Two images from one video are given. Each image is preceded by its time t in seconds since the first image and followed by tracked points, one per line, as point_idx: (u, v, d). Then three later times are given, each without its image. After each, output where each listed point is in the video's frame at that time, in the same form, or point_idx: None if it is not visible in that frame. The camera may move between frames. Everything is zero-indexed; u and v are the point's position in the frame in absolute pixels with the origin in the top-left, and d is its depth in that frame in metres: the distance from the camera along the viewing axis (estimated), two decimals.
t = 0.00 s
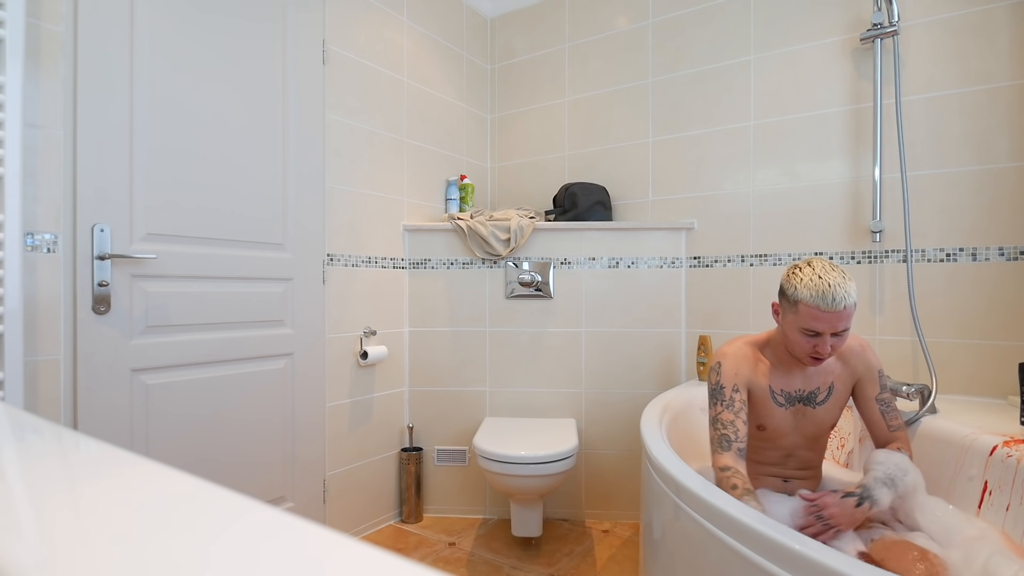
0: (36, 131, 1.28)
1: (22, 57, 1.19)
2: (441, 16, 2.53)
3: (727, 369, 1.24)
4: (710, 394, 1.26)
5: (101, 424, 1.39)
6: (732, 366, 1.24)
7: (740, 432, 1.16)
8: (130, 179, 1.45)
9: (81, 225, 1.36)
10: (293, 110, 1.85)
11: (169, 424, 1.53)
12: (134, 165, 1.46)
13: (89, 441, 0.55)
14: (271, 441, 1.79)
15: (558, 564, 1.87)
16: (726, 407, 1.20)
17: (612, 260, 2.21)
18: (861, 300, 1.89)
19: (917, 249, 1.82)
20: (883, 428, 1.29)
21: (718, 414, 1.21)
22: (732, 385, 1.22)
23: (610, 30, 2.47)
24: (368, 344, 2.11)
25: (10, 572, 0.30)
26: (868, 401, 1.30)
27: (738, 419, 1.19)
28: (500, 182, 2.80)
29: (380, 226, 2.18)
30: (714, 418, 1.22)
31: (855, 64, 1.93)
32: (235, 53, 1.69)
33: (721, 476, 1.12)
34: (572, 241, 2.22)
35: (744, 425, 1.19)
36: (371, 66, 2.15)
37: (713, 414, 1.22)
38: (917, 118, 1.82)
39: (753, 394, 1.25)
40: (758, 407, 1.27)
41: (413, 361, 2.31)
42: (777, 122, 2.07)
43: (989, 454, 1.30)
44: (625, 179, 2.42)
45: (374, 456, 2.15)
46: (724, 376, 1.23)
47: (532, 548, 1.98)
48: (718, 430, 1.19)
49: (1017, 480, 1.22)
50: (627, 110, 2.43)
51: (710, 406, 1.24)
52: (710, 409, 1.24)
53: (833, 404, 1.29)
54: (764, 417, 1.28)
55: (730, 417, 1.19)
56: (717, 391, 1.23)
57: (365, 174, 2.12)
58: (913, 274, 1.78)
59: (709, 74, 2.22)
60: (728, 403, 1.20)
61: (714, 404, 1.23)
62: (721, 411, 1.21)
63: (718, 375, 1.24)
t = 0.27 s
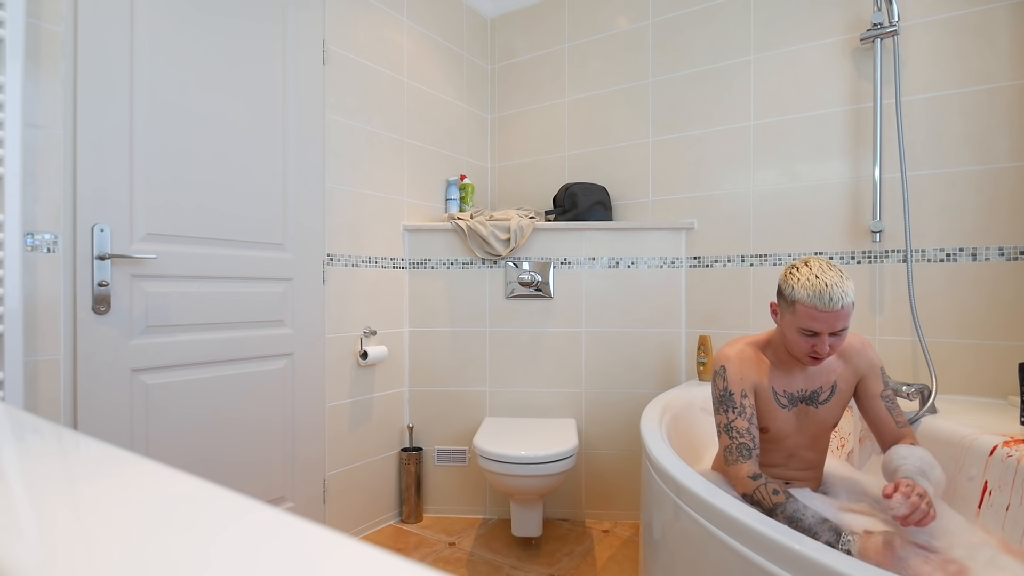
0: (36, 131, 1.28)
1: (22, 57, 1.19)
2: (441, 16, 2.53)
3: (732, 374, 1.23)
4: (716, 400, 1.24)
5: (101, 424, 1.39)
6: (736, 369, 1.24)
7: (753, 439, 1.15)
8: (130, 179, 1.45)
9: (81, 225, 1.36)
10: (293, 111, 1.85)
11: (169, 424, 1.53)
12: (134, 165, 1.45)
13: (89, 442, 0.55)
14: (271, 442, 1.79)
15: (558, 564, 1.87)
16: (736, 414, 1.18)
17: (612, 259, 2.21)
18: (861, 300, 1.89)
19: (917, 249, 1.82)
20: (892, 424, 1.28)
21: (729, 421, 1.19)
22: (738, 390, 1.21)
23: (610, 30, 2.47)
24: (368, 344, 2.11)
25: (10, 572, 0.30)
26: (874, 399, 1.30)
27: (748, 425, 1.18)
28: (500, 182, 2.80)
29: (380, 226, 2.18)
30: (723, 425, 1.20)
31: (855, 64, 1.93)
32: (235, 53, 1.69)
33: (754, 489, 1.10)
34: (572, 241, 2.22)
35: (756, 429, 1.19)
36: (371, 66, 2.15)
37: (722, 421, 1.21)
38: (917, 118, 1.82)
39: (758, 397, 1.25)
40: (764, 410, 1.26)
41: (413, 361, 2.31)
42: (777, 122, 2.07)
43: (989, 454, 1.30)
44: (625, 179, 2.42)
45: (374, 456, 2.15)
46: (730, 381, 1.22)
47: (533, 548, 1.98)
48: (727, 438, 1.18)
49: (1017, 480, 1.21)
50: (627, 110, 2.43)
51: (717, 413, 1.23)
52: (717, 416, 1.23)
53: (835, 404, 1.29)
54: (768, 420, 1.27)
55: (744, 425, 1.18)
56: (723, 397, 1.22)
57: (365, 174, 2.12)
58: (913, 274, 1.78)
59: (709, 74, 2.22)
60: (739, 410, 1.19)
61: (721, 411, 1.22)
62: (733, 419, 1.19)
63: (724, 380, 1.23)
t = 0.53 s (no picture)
0: (36, 131, 1.28)
1: (22, 57, 1.19)
2: (441, 16, 2.53)
3: (740, 371, 1.22)
4: (721, 396, 1.23)
5: (100, 424, 1.39)
6: (744, 368, 1.23)
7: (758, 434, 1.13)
8: (130, 179, 1.45)
9: (81, 225, 1.36)
10: (293, 111, 1.85)
11: (170, 424, 1.53)
12: (134, 165, 1.45)
13: (89, 442, 0.55)
14: (271, 441, 1.79)
15: (558, 564, 1.87)
16: (741, 409, 1.17)
17: (612, 260, 2.21)
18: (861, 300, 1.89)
19: (917, 249, 1.82)
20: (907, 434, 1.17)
21: (733, 416, 1.17)
22: (745, 388, 1.20)
23: (610, 30, 2.47)
24: (368, 344, 2.11)
25: (10, 572, 0.30)
26: (886, 406, 1.23)
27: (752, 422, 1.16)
28: (500, 182, 2.80)
29: (380, 226, 2.18)
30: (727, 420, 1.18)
31: (855, 64, 1.93)
32: (235, 53, 1.69)
33: (757, 485, 1.05)
34: (572, 241, 2.22)
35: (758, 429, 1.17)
36: (371, 66, 2.15)
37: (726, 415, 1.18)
38: (917, 118, 1.82)
39: (762, 398, 1.25)
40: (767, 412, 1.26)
41: (413, 361, 2.31)
42: (777, 122, 2.07)
43: (989, 454, 1.30)
44: (625, 179, 2.42)
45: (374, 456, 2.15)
46: (736, 378, 1.21)
47: (532, 548, 1.98)
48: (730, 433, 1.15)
49: (1017, 481, 1.22)
50: (627, 110, 2.43)
51: (721, 408, 1.21)
52: (721, 411, 1.21)
53: (840, 411, 1.28)
54: (771, 422, 1.28)
55: (748, 421, 1.16)
56: (730, 392, 1.21)
57: (365, 174, 2.12)
58: (914, 274, 1.78)
59: (709, 74, 2.22)
60: (743, 406, 1.18)
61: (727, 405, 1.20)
62: (737, 414, 1.17)
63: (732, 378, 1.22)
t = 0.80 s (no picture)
0: (35, 131, 1.28)
1: (22, 57, 1.19)
2: (441, 16, 2.53)
3: (755, 376, 1.21)
4: (732, 397, 1.21)
5: (100, 424, 1.39)
6: (757, 374, 1.22)
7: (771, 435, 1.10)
8: (130, 179, 1.45)
9: (81, 225, 1.36)
10: (292, 110, 1.85)
11: (170, 424, 1.53)
12: (134, 164, 1.45)
13: (88, 442, 0.55)
14: (271, 441, 1.79)
15: (558, 564, 1.87)
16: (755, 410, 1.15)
17: (612, 260, 2.21)
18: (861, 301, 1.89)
19: (917, 249, 1.82)
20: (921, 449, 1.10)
21: (746, 417, 1.15)
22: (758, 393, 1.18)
23: (610, 30, 2.47)
24: (368, 344, 2.11)
25: (10, 572, 0.30)
26: (897, 419, 1.18)
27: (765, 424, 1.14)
28: (500, 182, 2.80)
29: (380, 226, 2.18)
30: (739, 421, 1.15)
31: (855, 64, 1.93)
32: (235, 53, 1.69)
33: (767, 488, 0.99)
34: (572, 241, 2.22)
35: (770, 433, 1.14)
36: (371, 66, 2.15)
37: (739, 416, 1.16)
38: (917, 118, 1.82)
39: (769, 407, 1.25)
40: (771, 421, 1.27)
41: (413, 361, 2.31)
42: (777, 122, 2.07)
43: (989, 454, 1.30)
44: (625, 179, 2.42)
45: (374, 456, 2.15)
46: (752, 381, 1.20)
47: (532, 548, 1.98)
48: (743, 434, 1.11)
49: (1017, 481, 1.22)
50: (627, 110, 2.43)
51: (733, 409, 1.19)
52: (732, 412, 1.18)
53: (843, 425, 1.28)
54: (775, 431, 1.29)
55: (763, 422, 1.14)
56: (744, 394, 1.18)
57: (364, 173, 2.12)
58: (914, 275, 1.78)
59: (709, 74, 2.22)
60: (757, 407, 1.16)
61: (740, 406, 1.17)
62: (753, 415, 1.15)
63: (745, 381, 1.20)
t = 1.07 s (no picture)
0: (35, 131, 1.28)
1: (22, 57, 1.19)
2: (441, 16, 2.53)
3: (743, 379, 1.21)
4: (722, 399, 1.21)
5: (100, 424, 1.39)
6: (749, 378, 1.21)
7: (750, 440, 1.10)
8: (130, 179, 1.45)
9: (81, 225, 1.36)
10: (293, 110, 1.85)
11: (170, 424, 1.53)
12: (133, 164, 1.45)
13: (89, 441, 0.55)
14: (272, 441, 1.79)
15: (558, 564, 1.87)
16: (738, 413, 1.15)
17: (612, 260, 2.21)
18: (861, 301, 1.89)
19: (917, 249, 1.82)
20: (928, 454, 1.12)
21: (729, 420, 1.15)
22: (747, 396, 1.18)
23: (610, 30, 2.47)
24: (368, 344, 2.11)
25: (10, 572, 0.30)
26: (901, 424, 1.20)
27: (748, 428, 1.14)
28: (500, 182, 2.80)
29: (380, 226, 2.18)
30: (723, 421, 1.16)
31: (855, 64, 1.93)
32: (235, 53, 1.69)
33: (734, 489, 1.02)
34: (572, 241, 2.22)
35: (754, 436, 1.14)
36: (371, 66, 2.15)
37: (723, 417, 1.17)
38: (918, 118, 1.82)
39: (762, 410, 1.25)
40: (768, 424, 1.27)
41: (413, 361, 2.31)
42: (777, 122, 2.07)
43: (989, 454, 1.30)
44: (625, 179, 2.42)
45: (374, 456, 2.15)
46: (740, 385, 1.19)
47: (532, 548, 1.98)
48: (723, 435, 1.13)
49: (1017, 481, 1.22)
50: (627, 110, 2.43)
51: (719, 410, 1.19)
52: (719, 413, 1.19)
53: (841, 427, 1.28)
54: (771, 434, 1.29)
55: (744, 426, 1.13)
56: (730, 396, 1.19)
57: (364, 173, 2.12)
58: (914, 275, 1.78)
59: (709, 74, 2.22)
60: (741, 410, 1.16)
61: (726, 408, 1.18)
62: (735, 418, 1.15)
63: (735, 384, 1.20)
